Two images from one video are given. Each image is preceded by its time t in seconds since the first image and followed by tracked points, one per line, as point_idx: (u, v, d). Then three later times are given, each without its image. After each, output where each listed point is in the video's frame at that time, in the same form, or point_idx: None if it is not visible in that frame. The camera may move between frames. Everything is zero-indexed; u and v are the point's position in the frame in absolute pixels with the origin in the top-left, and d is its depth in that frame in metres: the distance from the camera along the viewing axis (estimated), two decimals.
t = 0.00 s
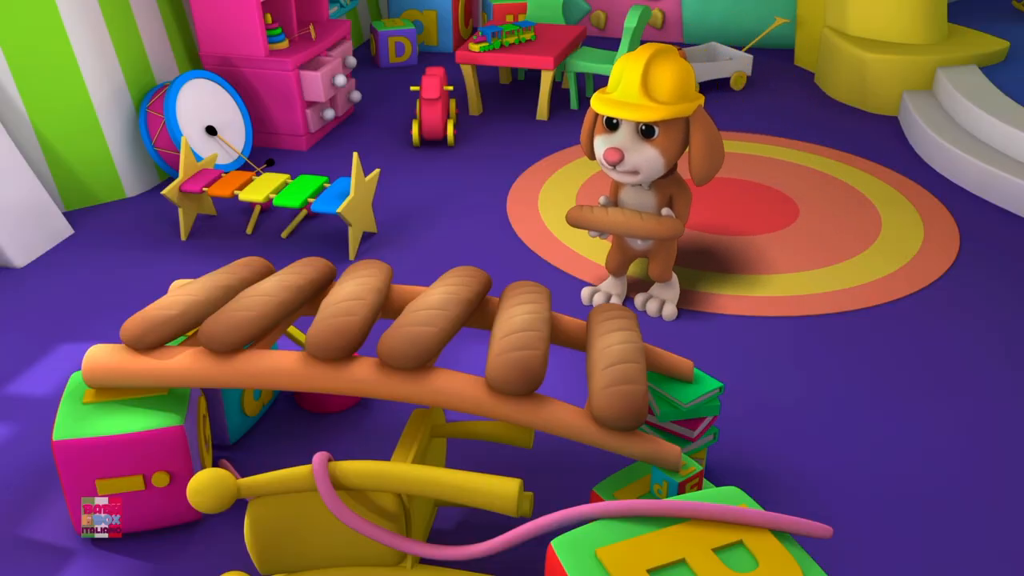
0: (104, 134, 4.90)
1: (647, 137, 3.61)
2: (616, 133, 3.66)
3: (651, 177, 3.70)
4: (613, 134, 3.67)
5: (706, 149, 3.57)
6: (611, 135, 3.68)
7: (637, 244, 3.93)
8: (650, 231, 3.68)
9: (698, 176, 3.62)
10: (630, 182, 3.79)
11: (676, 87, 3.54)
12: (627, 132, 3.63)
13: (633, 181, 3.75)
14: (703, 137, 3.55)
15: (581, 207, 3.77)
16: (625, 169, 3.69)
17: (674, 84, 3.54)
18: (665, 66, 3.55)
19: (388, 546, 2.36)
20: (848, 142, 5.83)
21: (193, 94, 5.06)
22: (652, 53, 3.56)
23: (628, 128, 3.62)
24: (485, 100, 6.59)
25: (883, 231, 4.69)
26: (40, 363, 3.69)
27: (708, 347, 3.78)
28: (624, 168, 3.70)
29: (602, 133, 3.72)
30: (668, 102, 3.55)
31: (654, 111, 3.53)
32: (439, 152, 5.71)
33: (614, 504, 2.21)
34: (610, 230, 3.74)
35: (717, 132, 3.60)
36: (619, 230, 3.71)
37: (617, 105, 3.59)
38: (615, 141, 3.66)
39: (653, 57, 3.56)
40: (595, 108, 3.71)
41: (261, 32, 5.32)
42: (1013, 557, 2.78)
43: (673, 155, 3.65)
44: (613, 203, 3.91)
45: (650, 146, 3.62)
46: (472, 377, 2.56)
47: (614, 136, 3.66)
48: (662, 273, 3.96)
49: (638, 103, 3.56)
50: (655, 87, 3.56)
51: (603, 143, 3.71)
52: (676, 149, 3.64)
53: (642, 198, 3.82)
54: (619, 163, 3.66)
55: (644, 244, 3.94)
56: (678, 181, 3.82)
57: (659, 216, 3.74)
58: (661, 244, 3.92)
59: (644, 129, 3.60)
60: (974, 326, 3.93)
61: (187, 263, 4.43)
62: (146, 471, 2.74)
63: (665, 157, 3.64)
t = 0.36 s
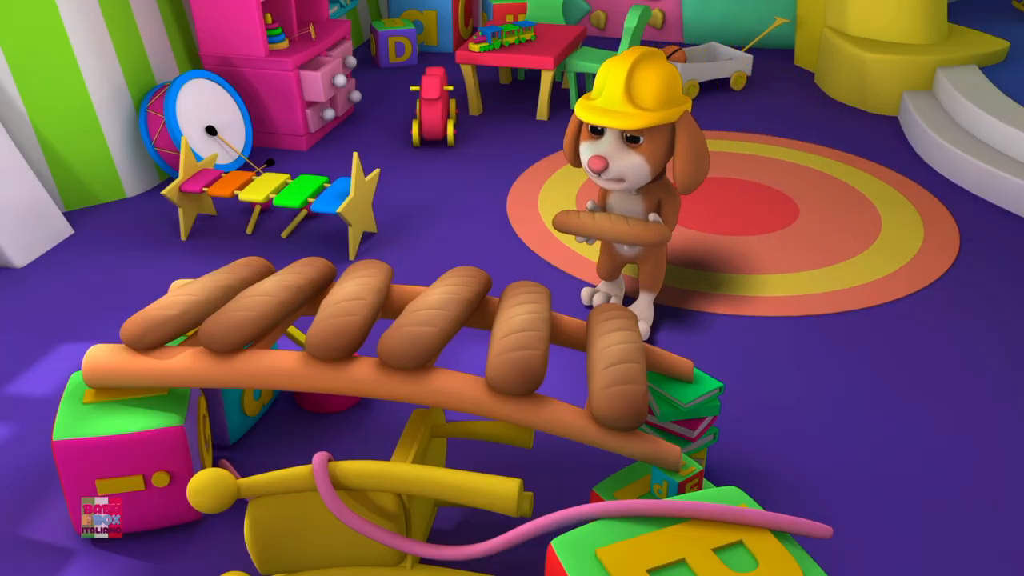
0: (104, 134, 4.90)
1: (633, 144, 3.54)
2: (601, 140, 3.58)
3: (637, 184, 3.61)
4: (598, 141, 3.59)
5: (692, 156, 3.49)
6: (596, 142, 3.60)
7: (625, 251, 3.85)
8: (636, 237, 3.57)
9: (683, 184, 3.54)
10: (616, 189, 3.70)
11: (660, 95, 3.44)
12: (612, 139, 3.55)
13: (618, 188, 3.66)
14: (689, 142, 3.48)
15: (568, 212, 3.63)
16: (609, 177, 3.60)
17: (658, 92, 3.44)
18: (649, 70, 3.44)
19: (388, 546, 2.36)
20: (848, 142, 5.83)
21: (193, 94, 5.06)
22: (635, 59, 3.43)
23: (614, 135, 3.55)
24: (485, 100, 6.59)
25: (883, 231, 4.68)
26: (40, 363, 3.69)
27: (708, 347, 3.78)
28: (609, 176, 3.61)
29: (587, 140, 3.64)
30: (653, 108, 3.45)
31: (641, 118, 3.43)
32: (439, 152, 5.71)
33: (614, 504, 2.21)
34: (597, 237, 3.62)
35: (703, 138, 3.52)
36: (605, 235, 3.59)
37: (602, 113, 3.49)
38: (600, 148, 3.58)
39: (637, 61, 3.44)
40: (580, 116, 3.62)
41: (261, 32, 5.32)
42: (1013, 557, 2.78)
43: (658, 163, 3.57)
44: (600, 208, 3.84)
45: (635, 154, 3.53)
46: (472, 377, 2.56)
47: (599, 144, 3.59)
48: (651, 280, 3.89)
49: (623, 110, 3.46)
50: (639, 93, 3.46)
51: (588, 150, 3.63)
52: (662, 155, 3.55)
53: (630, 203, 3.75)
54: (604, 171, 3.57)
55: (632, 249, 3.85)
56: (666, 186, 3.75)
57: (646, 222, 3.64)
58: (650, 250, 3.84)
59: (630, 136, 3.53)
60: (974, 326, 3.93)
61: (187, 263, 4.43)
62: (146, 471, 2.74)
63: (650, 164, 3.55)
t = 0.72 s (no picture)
0: (104, 134, 4.90)
1: (621, 151, 3.46)
2: (589, 146, 3.51)
3: (627, 191, 3.55)
4: (586, 147, 3.51)
5: (682, 163, 3.44)
6: (584, 148, 3.53)
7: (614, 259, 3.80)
8: (624, 245, 3.47)
9: (673, 190, 3.49)
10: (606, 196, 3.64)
11: (649, 100, 3.38)
12: (600, 145, 3.47)
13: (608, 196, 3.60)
14: (679, 149, 3.42)
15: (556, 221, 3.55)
16: (598, 184, 3.53)
17: (648, 97, 3.38)
18: (638, 76, 3.39)
19: (388, 546, 2.36)
20: (848, 142, 5.83)
21: (193, 95, 5.06)
22: (625, 63, 3.39)
23: (601, 141, 3.47)
24: (485, 100, 6.59)
25: (883, 231, 4.68)
26: (40, 363, 3.69)
27: (708, 347, 3.78)
28: (598, 183, 3.54)
29: (575, 146, 3.56)
30: (642, 114, 3.39)
31: (630, 123, 3.36)
32: (439, 152, 5.71)
33: (614, 504, 2.21)
34: (583, 244, 3.52)
35: (694, 144, 3.47)
36: (593, 243, 3.49)
37: (589, 118, 3.41)
38: (588, 155, 3.50)
39: (625, 66, 3.39)
40: (566, 121, 3.53)
41: (261, 32, 5.32)
42: (1013, 557, 2.78)
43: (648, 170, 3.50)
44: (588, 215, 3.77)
45: (623, 160, 3.46)
46: (472, 377, 2.56)
47: (586, 150, 3.51)
48: (640, 288, 3.85)
49: (611, 115, 3.39)
50: (628, 98, 3.40)
51: (576, 156, 3.55)
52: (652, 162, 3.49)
53: (618, 211, 3.68)
54: (592, 178, 3.50)
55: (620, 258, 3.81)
56: (655, 195, 3.67)
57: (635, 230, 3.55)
58: (639, 258, 3.79)
59: (619, 142, 3.45)
60: (974, 326, 3.93)
61: (187, 263, 4.43)
62: (146, 471, 2.74)
63: (640, 171, 3.49)
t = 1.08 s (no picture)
0: (104, 134, 4.90)
1: (609, 158, 3.39)
2: (577, 154, 3.44)
3: (616, 200, 3.49)
4: (574, 156, 3.45)
5: (672, 169, 3.38)
6: (572, 156, 3.47)
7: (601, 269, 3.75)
8: (613, 256, 3.41)
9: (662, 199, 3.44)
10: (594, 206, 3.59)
11: (640, 106, 3.31)
12: (588, 154, 3.41)
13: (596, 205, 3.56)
14: (668, 156, 3.37)
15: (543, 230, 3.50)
16: (586, 193, 3.48)
17: (637, 104, 3.31)
18: (626, 83, 3.31)
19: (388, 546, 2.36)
20: (848, 142, 5.83)
21: (192, 94, 5.06)
22: (613, 70, 3.32)
23: (589, 149, 3.41)
24: (485, 100, 6.59)
25: (883, 231, 4.69)
26: (40, 363, 3.69)
27: (708, 347, 3.78)
28: (586, 192, 3.48)
29: (562, 154, 3.50)
30: (629, 122, 3.32)
31: (617, 132, 3.30)
32: (439, 152, 5.71)
33: (614, 504, 2.21)
34: (570, 255, 3.47)
35: (683, 152, 3.44)
36: (580, 254, 3.44)
37: (577, 125, 3.36)
38: (576, 163, 3.44)
39: (613, 74, 3.32)
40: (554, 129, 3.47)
41: (261, 32, 5.32)
42: (1013, 557, 2.78)
43: (637, 179, 3.46)
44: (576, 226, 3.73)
45: (611, 168, 3.40)
46: (472, 377, 2.56)
47: (574, 158, 3.45)
48: (628, 299, 3.80)
49: (598, 123, 3.33)
50: (615, 105, 3.33)
51: (564, 165, 3.50)
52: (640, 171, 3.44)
53: (606, 222, 3.64)
54: (580, 187, 3.44)
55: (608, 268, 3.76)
56: (643, 203, 3.63)
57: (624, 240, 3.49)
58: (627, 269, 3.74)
59: (607, 150, 3.38)
60: (974, 326, 3.93)
61: (186, 263, 4.43)
62: (146, 471, 2.74)
63: (628, 180, 3.43)
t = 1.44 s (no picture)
0: (103, 134, 4.90)
1: (594, 165, 3.39)
2: (561, 162, 3.43)
3: (601, 206, 3.49)
4: (558, 163, 3.44)
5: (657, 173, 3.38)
6: (556, 163, 3.45)
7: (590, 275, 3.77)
8: (598, 260, 3.40)
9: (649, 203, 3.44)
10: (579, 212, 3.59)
11: (625, 111, 3.31)
12: (573, 161, 3.40)
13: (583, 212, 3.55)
14: (654, 160, 3.36)
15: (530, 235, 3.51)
16: (572, 200, 3.47)
17: (622, 109, 3.31)
18: (610, 89, 3.31)
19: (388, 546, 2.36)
20: (848, 142, 5.82)
21: (192, 94, 5.05)
22: (597, 76, 3.32)
23: (573, 156, 3.40)
24: (486, 100, 6.59)
25: (883, 231, 4.69)
26: (40, 363, 3.69)
27: (708, 347, 3.78)
28: (572, 200, 3.47)
29: (547, 161, 3.49)
30: (613, 129, 3.32)
31: (603, 139, 3.31)
32: (439, 152, 5.71)
33: (614, 504, 2.21)
34: (556, 260, 3.45)
35: (668, 155, 3.43)
36: (566, 259, 3.42)
37: (562, 132, 3.37)
38: (561, 171, 3.43)
39: (597, 80, 3.32)
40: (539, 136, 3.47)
41: (261, 32, 5.32)
42: (1013, 557, 2.78)
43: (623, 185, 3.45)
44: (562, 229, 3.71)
45: (596, 175, 3.40)
46: (472, 377, 2.56)
47: (559, 166, 3.44)
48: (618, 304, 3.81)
49: (583, 130, 3.34)
50: (600, 111, 3.33)
51: (548, 172, 3.49)
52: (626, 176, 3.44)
53: (593, 226, 3.64)
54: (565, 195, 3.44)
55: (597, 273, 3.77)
56: (630, 208, 3.63)
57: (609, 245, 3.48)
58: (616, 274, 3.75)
59: (592, 157, 3.39)
60: (974, 326, 3.93)
61: (186, 263, 4.43)
62: (146, 471, 2.74)
63: (614, 186, 3.42)
